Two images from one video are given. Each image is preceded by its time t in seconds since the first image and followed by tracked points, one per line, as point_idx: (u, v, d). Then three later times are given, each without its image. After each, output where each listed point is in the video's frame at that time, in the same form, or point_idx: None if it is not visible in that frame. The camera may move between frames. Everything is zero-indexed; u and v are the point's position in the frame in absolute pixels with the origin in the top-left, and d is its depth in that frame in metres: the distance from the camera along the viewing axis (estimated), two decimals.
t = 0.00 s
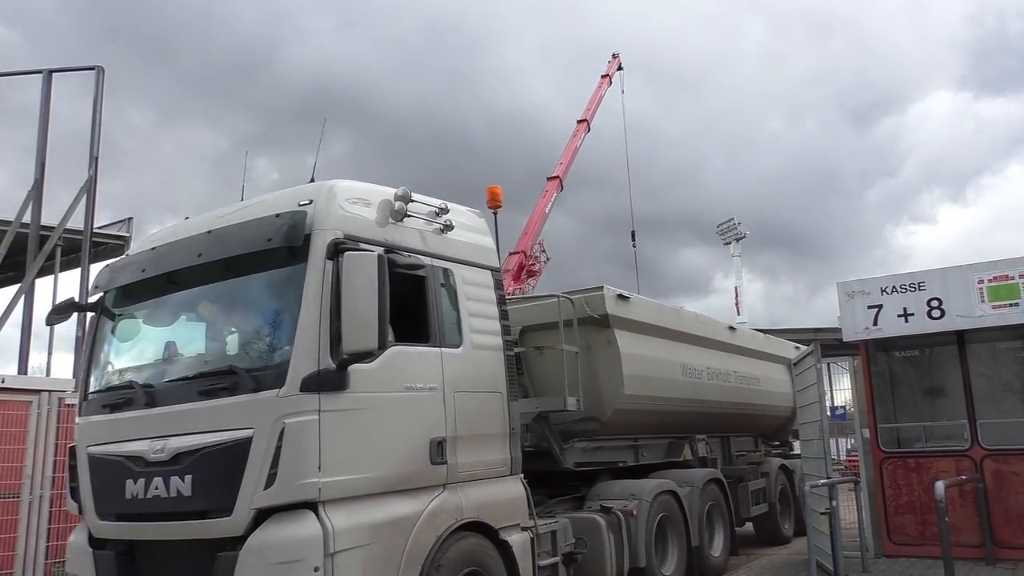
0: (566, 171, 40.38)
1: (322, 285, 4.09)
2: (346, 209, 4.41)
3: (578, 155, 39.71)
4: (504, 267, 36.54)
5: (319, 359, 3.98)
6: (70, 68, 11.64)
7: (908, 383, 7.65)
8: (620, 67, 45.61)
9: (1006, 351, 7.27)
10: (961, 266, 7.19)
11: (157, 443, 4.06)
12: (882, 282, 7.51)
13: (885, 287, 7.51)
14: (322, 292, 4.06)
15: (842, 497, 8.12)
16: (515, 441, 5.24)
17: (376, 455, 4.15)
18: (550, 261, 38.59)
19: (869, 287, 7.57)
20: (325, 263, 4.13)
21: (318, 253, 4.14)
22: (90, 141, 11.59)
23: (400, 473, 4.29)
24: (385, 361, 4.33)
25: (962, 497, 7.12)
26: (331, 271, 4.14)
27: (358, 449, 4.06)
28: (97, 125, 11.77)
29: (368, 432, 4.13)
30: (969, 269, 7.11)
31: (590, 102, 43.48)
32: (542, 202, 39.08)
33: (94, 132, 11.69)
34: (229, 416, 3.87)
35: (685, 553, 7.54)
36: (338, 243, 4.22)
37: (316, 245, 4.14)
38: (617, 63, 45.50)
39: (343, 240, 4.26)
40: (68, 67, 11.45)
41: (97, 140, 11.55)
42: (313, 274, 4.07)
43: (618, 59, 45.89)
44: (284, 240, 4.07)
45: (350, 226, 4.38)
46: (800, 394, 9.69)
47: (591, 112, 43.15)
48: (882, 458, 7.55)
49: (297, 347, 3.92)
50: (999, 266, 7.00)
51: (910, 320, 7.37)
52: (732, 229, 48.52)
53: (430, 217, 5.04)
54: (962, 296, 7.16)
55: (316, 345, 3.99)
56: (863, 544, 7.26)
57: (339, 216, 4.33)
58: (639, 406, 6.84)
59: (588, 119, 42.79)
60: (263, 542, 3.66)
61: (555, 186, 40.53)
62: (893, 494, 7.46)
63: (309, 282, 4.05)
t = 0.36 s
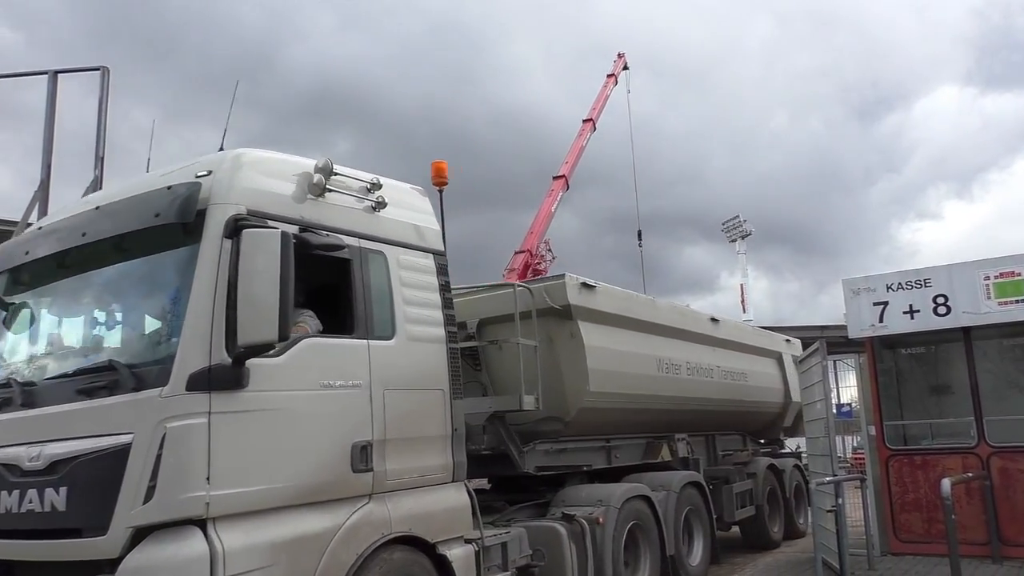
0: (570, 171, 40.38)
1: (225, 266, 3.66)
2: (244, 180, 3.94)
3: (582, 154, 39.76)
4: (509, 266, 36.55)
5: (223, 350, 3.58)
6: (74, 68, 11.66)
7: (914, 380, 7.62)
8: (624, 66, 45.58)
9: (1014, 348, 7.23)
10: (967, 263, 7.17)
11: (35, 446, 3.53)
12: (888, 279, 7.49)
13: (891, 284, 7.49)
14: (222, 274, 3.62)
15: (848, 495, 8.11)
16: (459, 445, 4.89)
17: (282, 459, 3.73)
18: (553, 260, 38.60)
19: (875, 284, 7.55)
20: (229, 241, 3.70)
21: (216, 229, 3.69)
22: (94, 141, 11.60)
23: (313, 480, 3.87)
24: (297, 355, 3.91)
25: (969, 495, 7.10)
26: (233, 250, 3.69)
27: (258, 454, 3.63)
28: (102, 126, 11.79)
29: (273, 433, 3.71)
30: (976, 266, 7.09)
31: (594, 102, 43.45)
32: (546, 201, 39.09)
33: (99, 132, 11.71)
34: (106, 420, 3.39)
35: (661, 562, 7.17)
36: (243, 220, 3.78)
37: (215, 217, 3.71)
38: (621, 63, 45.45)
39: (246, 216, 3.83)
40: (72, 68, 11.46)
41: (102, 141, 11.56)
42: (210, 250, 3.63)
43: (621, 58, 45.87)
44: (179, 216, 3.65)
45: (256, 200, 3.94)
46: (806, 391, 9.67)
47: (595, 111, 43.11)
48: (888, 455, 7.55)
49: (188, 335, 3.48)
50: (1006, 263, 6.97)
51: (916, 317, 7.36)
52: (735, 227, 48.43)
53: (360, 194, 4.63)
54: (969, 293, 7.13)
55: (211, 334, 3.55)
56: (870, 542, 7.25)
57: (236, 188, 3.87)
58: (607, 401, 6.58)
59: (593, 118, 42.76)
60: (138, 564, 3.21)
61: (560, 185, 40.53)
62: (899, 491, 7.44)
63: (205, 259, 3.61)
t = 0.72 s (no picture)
0: (582, 170, 41.57)
1: (368, 287, 4.42)
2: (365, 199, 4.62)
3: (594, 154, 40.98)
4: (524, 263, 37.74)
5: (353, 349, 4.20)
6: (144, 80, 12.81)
7: (924, 378, 8.77)
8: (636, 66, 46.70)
9: None
10: (976, 264, 8.29)
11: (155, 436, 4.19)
12: (896, 277, 8.64)
13: (900, 282, 8.64)
14: (368, 296, 4.40)
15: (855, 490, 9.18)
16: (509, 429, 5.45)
17: (383, 444, 4.32)
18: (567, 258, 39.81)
19: (884, 282, 8.71)
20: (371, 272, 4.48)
21: (352, 245, 4.41)
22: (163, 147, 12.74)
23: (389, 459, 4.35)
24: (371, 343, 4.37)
25: (977, 493, 8.20)
26: (378, 284, 4.49)
27: (366, 441, 4.21)
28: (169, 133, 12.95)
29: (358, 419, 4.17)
30: (988, 264, 8.18)
31: (605, 102, 44.62)
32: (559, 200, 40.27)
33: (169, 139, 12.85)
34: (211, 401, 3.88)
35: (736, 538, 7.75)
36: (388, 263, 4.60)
37: (349, 235, 4.41)
38: (632, 63, 46.55)
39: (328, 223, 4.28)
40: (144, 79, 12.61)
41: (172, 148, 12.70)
42: (343, 264, 4.30)
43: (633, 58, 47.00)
44: (325, 223, 4.28)
45: (372, 218, 4.62)
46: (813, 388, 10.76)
47: (606, 111, 44.25)
48: (896, 453, 8.67)
49: (326, 326, 4.08)
50: (1018, 261, 8.03)
51: (924, 314, 8.48)
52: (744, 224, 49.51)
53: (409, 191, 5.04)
54: (976, 292, 8.25)
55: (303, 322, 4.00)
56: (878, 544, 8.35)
57: (359, 208, 4.53)
58: (677, 412, 6.91)
59: (604, 118, 43.91)
60: (271, 531, 3.65)
61: (572, 184, 41.68)
62: (907, 489, 8.55)
63: (342, 269, 4.29)
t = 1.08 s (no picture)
0: (591, 164, 41.00)
1: (306, 266, 3.93)
2: (308, 167, 4.11)
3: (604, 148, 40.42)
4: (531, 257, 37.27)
5: (279, 334, 3.73)
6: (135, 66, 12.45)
7: (932, 374, 8.28)
8: (648, 62, 46.02)
9: None
10: (986, 258, 7.74)
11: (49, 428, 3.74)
12: (905, 272, 8.12)
13: (908, 277, 8.12)
14: (306, 277, 3.91)
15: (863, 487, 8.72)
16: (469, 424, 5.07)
17: (314, 440, 3.86)
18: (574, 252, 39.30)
19: (892, 277, 8.18)
20: (310, 249, 3.98)
21: (290, 218, 3.91)
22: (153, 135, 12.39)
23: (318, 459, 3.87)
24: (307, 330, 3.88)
25: (985, 489, 7.72)
26: (317, 263, 3.99)
27: (292, 437, 3.75)
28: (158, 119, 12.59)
29: (281, 411, 3.69)
30: (996, 259, 7.65)
31: (617, 96, 43.98)
32: (567, 194, 39.74)
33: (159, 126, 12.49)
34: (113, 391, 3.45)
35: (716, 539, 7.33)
36: (329, 241, 4.10)
37: (287, 206, 3.92)
38: (643, 58, 45.90)
39: (255, 192, 3.78)
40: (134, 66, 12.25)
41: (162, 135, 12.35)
42: (274, 238, 3.81)
43: (645, 54, 46.33)
44: (257, 192, 3.79)
45: (315, 189, 4.12)
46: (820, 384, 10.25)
47: (617, 105, 43.63)
48: (904, 449, 8.18)
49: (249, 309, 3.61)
50: None
51: (933, 310, 7.98)
52: (755, 218, 48.82)
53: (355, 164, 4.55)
54: (986, 287, 7.73)
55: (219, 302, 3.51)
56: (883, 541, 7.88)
57: (299, 177, 4.03)
58: (663, 402, 6.44)
59: (615, 112, 43.33)
60: (173, 538, 3.20)
61: (581, 179, 41.11)
62: (914, 485, 8.07)
63: (273, 244, 3.80)
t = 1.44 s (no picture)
0: (598, 163, 40.56)
1: (238, 246, 3.55)
2: (244, 138, 3.73)
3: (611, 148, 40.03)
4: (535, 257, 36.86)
5: (204, 318, 3.34)
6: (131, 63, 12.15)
7: (939, 373, 7.82)
8: (657, 62, 45.53)
9: None
10: (993, 257, 7.38)
11: None
12: (913, 271, 7.72)
13: (916, 276, 7.72)
14: (237, 258, 3.53)
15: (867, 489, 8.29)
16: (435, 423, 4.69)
17: (245, 438, 3.48)
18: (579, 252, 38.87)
19: (900, 276, 7.77)
20: (243, 227, 3.60)
21: (220, 192, 3.53)
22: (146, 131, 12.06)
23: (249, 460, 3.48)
24: (240, 316, 3.49)
25: (993, 490, 7.31)
26: (252, 243, 3.61)
27: (219, 435, 3.37)
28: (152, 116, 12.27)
29: (204, 406, 3.31)
30: (1003, 259, 7.29)
31: (625, 97, 43.55)
32: (573, 193, 39.34)
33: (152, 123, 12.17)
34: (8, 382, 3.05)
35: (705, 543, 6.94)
36: (267, 219, 3.72)
37: (218, 178, 3.54)
38: (652, 59, 45.45)
39: (178, 163, 3.39)
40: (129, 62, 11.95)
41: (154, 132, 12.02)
42: (200, 213, 3.43)
43: (653, 54, 45.87)
44: (181, 162, 3.41)
45: (252, 162, 3.74)
46: (827, 382, 9.83)
47: (625, 106, 43.20)
48: (911, 449, 7.76)
49: (168, 291, 3.22)
50: None
51: (941, 309, 7.56)
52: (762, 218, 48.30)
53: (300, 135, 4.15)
54: (995, 286, 7.33)
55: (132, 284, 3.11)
56: (890, 540, 7.46)
57: (232, 148, 3.64)
58: (646, 400, 6.03)
59: (622, 112, 42.90)
60: (69, 550, 2.81)
61: (587, 178, 40.67)
62: (921, 485, 7.66)
63: (199, 220, 3.42)
